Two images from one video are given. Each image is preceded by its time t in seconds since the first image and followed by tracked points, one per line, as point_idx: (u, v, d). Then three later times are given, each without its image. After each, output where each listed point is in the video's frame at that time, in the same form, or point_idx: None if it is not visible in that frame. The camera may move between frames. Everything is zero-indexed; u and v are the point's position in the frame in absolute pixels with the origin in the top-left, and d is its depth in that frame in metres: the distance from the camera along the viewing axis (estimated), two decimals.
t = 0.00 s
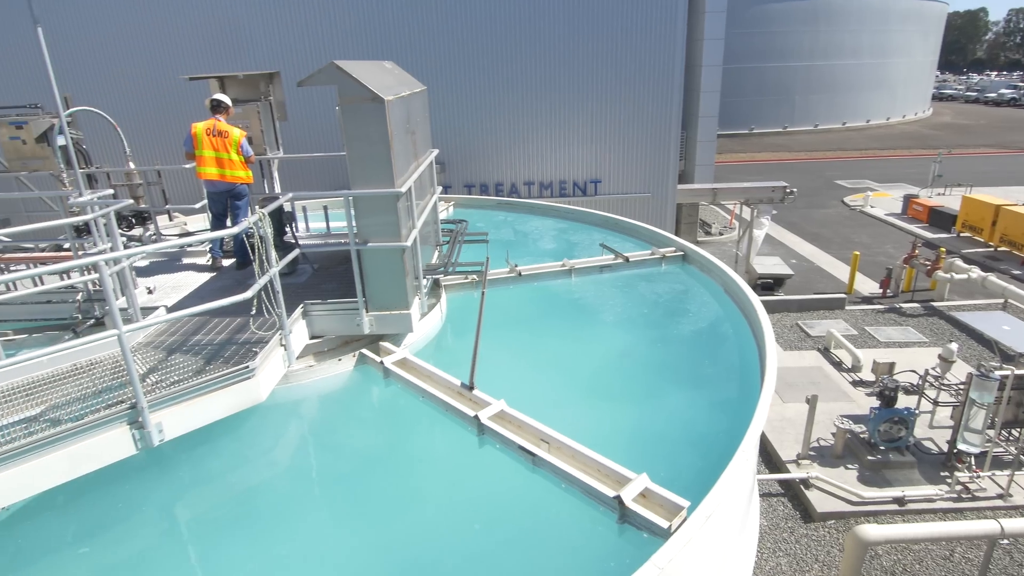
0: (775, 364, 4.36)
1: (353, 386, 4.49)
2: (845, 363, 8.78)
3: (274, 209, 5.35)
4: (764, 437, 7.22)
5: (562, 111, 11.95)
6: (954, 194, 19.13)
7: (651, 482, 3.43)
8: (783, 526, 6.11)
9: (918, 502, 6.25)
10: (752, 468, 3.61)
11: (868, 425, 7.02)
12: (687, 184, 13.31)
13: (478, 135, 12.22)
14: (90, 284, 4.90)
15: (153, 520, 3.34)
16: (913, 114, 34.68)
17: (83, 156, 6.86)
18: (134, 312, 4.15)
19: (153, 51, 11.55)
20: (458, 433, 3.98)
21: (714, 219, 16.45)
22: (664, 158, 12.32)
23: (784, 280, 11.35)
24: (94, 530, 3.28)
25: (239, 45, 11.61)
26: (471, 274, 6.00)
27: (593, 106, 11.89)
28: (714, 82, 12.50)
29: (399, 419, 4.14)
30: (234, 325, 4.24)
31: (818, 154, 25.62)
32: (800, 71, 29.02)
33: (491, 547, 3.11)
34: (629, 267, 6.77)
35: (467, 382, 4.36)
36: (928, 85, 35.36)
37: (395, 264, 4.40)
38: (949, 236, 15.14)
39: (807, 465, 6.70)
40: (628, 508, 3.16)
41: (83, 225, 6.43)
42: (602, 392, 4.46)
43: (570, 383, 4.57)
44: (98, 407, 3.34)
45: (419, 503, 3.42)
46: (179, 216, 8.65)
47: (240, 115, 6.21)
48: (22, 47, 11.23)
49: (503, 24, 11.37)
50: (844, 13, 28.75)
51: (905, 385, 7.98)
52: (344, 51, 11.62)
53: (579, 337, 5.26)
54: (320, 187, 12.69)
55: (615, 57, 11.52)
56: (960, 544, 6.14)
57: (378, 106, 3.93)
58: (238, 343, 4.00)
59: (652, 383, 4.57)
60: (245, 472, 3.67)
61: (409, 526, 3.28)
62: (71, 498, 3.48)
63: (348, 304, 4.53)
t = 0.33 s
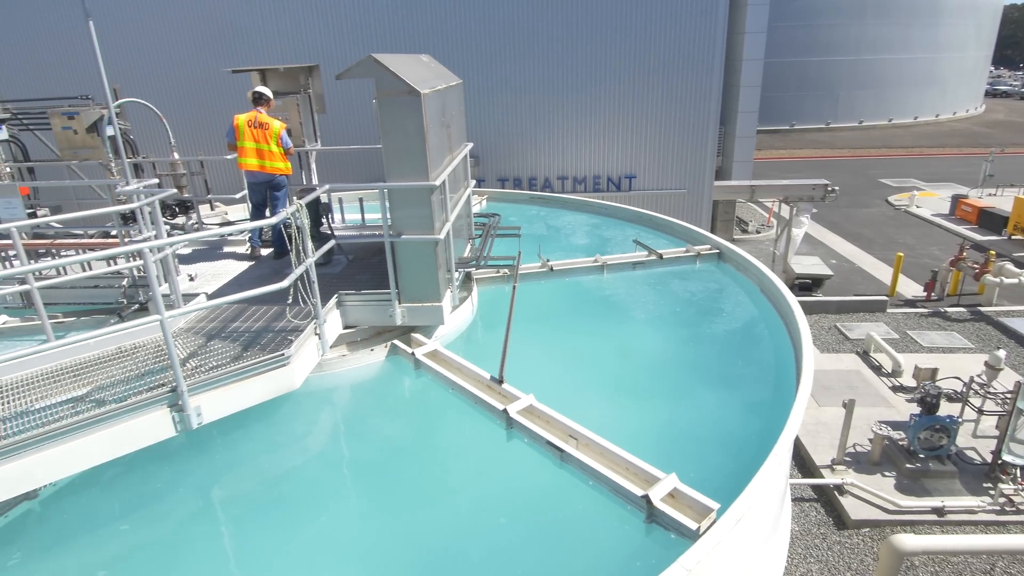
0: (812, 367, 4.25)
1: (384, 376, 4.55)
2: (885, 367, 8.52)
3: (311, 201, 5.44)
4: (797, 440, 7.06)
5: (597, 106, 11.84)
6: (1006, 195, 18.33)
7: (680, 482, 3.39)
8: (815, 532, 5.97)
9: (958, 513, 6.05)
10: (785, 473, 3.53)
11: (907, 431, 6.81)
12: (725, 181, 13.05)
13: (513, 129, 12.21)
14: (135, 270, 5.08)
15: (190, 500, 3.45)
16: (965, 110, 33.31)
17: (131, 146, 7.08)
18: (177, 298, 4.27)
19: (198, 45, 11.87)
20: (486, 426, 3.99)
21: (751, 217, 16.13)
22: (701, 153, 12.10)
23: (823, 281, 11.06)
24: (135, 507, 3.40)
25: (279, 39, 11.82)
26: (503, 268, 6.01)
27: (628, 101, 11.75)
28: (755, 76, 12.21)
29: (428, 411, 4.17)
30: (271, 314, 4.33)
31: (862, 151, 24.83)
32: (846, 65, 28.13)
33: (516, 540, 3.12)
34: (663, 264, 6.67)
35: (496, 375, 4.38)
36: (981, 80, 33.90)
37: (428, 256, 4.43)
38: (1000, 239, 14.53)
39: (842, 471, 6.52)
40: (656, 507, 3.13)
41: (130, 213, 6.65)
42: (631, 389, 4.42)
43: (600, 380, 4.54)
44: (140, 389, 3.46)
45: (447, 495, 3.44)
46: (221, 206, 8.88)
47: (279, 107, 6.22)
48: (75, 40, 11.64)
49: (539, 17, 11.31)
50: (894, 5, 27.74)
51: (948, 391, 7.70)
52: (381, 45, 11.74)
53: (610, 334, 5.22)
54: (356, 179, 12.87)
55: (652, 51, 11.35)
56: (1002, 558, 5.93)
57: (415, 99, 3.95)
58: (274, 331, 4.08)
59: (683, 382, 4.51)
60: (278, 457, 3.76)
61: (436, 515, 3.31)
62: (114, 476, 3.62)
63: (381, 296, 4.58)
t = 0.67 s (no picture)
0: (849, 371, 4.14)
1: (413, 368, 4.59)
2: (925, 373, 8.25)
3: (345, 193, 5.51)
4: (831, 445, 6.90)
5: (631, 100, 11.70)
6: None
7: (708, 484, 3.35)
8: (847, 539, 5.83)
9: (1000, 525, 5.84)
10: (817, 478, 3.46)
11: (947, 439, 6.58)
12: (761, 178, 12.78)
13: (545, 124, 12.16)
14: (176, 259, 5.23)
15: (225, 483, 3.55)
16: (1018, 107, 31.88)
17: (173, 138, 7.26)
18: (215, 286, 4.38)
19: (239, 40, 12.12)
20: (514, 421, 4.00)
21: (787, 215, 15.77)
22: (737, 149, 11.86)
23: (862, 282, 10.75)
24: (171, 488, 3.51)
25: (317, 33, 11.99)
26: (533, 263, 6.00)
27: (664, 95, 11.58)
28: (795, 71, 11.90)
29: (457, 403, 4.20)
30: (305, 304, 4.41)
31: (906, 149, 24.00)
32: (891, 60, 27.19)
33: (540, 535, 3.12)
34: (695, 262, 6.57)
35: (525, 370, 4.38)
36: None
37: (459, 250, 4.45)
38: None
39: (877, 478, 6.35)
40: (683, 508, 3.09)
41: (171, 203, 6.83)
42: (660, 388, 4.37)
43: (629, 377, 4.51)
44: (179, 374, 3.57)
45: (473, 487, 3.47)
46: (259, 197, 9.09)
47: (317, 100, 6.38)
48: (122, 35, 11.99)
49: (575, 11, 11.22)
50: None
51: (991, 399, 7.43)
52: (416, 39, 11.82)
53: (639, 332, 5.17)
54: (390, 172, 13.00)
55: (690, 44, 11.16)
56: None
57: (448, 93, 3.96)
58: (307, 321, 4.15)
59: (714, 382, 4.45)
60: (309, 444, 3.83)
61: (462, 506, 3.34)
62: (152, 457, 3.74)
63: (412, 288, 4.62)
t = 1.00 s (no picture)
0: (889, 378, 4.02)
1: (444, 360, 4.63)
2: (970, 383, 7.95)
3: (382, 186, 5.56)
4: (868, 454, 6.71)
5: (669, 97, 11.54)
6: None
7: (739, 488, 3.30)
8: (882, 551, 5.67)
9: None
10: (853, 487, 3.37)
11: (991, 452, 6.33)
12: (802, 177, 12.47)
13: (581, 120, 12.08)
14: (217, 247, 5.38)
15: (259, 467, 3.64)
16: None
17: (217, 129, 7.45)
18: (254, 275, 4.49)
19: (282, 34, 12.35)
20: (543, 416, 4.00)
21: (828, 216, 15.36)
22: (778, 148, 11.59)
23: (905, 287, 10.41)
24: (208, 469, 3.62)
25: (357, 27, 12.14)
26: (565, 259, 5.98)
27: (703, 91, 11.39)
28: (841, 68, 11.56)
29: (486, 397, 4.23)
30: (340, 294, 4.49)
31: (957, 150, 23.09)
32: (943, 57, 26.14)
33: (567, 532, 3.12)
34: (731, 262, 6.45)
35: (555, 366, 4.38)
36: None
37: (492, 245, 4.47)
38: None
39: (915, 489, 6.16)
40: (713, 511, 3.06)
41: (215, 193, 7.02)
42: (692, 389, 4.32)
43: (660, 377, 4.46)
44: (218, 359, 3.67)
45: (501, 480, 3.49)
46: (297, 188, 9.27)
47: (356, 94, 6.48)
48: (170, 28, 12.33)
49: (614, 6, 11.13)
50: None
51: None
52: (454, 34, 11.86)
53: (671, 331, 5.11)
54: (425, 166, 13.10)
55: (731, 40, 10.95)
56: None
57: (485, 88, 3.97)
58: (342, 312, 4.22)
59: (747, 385, 4.37)
60: (341, 432, 3.91)
61: (489, 499, 3.36)
62: (191, 439, 3.86)
63: (444, 281, 4.65)
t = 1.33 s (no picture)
0: (927, 387, 3.91)
1: (472, 355, 4.66)
2: (1013, 394, 7.67)
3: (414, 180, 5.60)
4: (902, 463, 6.54)
5: (705, 94, 11.37)
6: None
7: (767, 493, 3.25)
8: (914, 563, 5.53)
9: None
10: (886, 497, 3.29)
11: None
12: (840, 178, 12.16)
13: (614, 117, 11.98)
14: (253, 238, 5.51)
15: (290, 454, 3.72)
16: None
17: (256, 122, 7.59)
18: (288, 266, 4.57)
19: (319, 29, 12.52)
20: (569, 414, 4.00)
21: (866, 218, 14.96)
22: (817, 147, 11.32)
23: (946, 293, 10.08)
24: (240, 455, 3.71)
25: (393, 22, 12.24)
26: (595, 257, 5.95)
27: (739, 89, 11.19)
28: (884, 66, 11.22)
29: (513, 392, 4.24)
30: (371, 287, 4.55)
31: (1006, 152, 22.19)
32: (995, 56, 25.11)
33: (591, 530, 3.12)
34: (765, 263, 6.33)
35: (582, 364, 4.37)
36: None
37: (522, 241, 4.47)
38: None
39: (951, 501, 5.97)
40: (740, 515, 3.03)
41: (252, 184, 7.17)
42: (721, 390, 4.26)
43: (688, 378, 4.41)
44: (252, 347, 3.76)
45: (525, 476, 3.49)
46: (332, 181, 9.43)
47: (391, 89, 6.51)
48: (213, 23, 12.62)
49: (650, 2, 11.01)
50: None
51: None
52: (488, 30, 11.88)
53: (701, 332, 5.04)
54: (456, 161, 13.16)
55: (770, 37, 10.73)
56: None
57: (519, 84, 3.97)
58: (373, 304, 4.27)
59: (778, 389, 4.29)
60: (369, 423, 3.96)
61: (513, 493, 3.38)
62: (225, 425, 3.96)
63: (474, 276, 4.68)
